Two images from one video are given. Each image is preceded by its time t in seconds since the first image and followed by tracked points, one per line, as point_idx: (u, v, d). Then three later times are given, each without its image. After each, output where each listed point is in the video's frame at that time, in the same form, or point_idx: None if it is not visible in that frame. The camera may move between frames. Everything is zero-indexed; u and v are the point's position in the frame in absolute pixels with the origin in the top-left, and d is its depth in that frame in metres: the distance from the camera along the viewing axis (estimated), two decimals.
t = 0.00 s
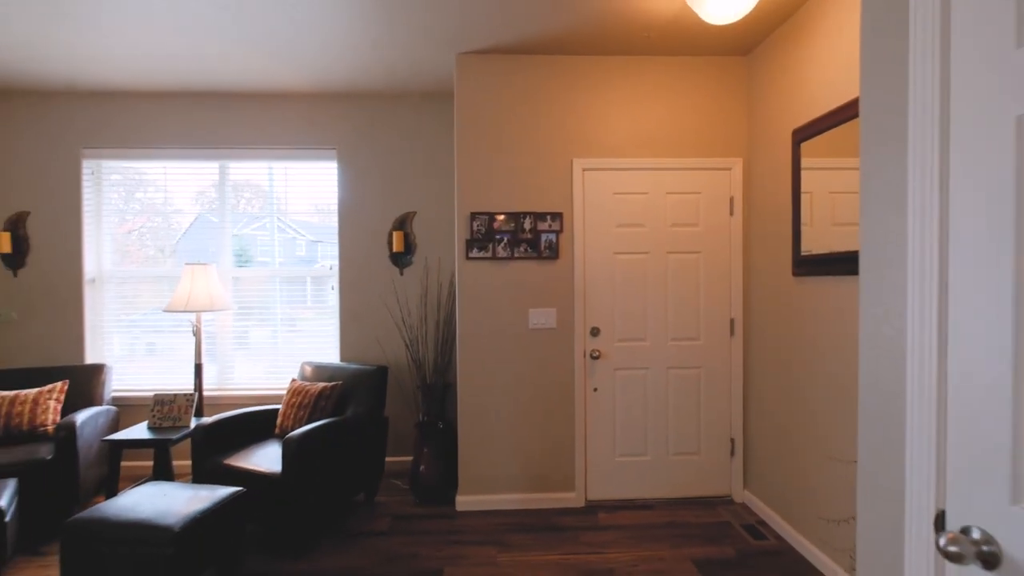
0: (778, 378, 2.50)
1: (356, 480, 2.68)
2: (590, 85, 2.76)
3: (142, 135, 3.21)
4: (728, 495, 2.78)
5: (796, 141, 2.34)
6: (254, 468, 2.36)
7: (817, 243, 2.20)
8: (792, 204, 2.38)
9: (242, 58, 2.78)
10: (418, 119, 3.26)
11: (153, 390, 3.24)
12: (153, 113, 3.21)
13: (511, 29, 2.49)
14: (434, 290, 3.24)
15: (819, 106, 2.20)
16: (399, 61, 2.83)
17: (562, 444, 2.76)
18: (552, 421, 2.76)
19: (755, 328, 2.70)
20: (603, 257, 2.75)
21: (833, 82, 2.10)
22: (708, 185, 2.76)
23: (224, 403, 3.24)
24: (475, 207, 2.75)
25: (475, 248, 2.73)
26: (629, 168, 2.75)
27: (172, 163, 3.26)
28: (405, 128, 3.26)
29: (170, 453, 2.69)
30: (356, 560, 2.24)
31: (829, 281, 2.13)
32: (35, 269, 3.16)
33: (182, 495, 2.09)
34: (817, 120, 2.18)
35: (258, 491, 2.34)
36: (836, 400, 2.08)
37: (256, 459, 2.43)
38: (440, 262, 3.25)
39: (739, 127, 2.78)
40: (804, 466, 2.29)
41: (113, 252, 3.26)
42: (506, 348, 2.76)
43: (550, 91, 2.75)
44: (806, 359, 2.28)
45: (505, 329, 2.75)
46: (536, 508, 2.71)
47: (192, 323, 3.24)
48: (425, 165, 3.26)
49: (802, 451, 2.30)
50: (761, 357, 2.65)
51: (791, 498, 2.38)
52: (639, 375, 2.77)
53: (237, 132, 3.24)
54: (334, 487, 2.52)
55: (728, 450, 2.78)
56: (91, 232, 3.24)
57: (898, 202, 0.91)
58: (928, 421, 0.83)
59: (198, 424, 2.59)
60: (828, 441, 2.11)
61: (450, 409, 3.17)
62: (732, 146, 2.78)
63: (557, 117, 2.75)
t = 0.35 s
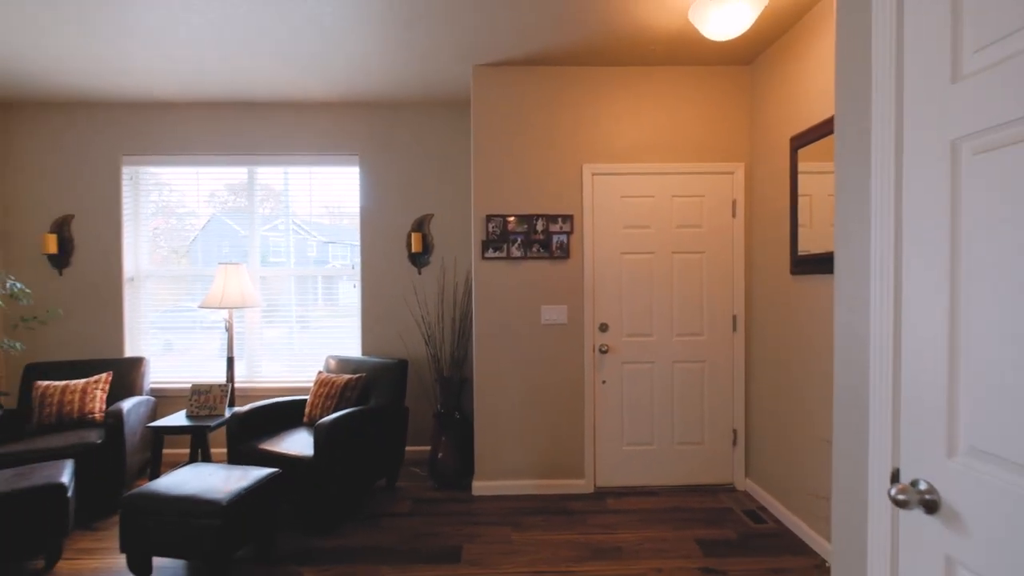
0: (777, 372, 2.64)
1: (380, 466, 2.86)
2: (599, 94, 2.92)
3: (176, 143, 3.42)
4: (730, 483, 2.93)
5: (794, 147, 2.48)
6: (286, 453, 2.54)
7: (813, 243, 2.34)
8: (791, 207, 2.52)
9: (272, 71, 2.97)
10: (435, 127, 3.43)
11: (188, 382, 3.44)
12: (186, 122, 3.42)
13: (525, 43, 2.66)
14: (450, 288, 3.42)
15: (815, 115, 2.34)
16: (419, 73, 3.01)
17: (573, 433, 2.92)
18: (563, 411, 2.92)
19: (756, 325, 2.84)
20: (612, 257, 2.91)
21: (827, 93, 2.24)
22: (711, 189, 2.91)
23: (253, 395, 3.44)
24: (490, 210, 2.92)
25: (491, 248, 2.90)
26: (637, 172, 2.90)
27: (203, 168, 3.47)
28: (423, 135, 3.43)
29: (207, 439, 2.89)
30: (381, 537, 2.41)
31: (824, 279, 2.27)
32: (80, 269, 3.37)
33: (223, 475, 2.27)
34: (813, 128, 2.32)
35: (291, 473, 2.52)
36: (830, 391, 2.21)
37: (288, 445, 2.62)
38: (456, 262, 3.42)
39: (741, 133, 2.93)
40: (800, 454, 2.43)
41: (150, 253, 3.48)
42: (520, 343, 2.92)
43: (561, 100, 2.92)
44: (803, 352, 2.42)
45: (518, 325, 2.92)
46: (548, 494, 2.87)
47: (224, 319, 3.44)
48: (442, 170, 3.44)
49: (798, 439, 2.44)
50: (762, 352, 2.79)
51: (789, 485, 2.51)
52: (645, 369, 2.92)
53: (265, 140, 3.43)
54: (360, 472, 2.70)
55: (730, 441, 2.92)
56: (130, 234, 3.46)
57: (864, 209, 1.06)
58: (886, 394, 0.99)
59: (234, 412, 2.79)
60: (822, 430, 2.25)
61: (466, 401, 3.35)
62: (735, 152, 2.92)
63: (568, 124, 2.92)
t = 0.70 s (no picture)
0: (777, 366, 2.77)
1: (402, 454, 3.05)
2: (608, 103, 3.08)
3: (209, 150, 3.63)
4: (734, 473, 3.07)
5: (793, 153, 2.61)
6: (316, 440, 2.73)
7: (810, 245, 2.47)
8: (790, 210, 2.65)
9: (301, 83, 3.17)
10: (453, 134, 3.62)
11: (221, 375, 3.66)
12: (219, 131, 3.63)
13: (538, 56, 2.82)
14: (467, 287, 3.60)
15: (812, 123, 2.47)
16: (437, 83, 3.19)
17: (583, 424, 3.08)
18: (574, 403, 3.09)
19: (758, 322, 2.98)
20: (620, 258, 3.07)
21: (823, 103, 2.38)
22: (715, 193, 3.05)
23: (282, 387, 3.65)
24: (505, 213, 3.09)
25: (506, 249, 3.07)
26: (643, 177, 3.06)
27: (235, 174, 3.68)
28: (441, 141, 3.62)
29: (242, 428, 3.10)
30: (404, 518, 2.59)
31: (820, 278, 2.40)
32: (121, 269, 3.60)
33: (251, 458, 2.44)
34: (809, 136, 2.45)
35: (321, 458, 2.71)
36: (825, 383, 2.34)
37: (318, 432, 2.81)
38: (473, 262, 3.60)
39: (744, 139, 3.06)
40: (799, 443, 2.56)
41: (185, 254, 3.70)
42: (533, 339, 3.09)
43: (572, 109, 3.08)
44: (801, 347, 2.55)
45: (531, 322, 3.09)
46: (560, 481, 3.04)
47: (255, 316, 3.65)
48: (458, 175, 3.62)
49: (797, 430, 2.58)
50: (764, 347, 2.92)
51: (789, 473, 2.65)
52: (652, 363, 3.07)
53: (292, 147, 3.64)
54: (384, 458, 2.88)
55: (734, 433, 3.06)
56: (166, 237, 3.68)
57: (839, 216, 1.22)
58: (854, 378, 1.14)
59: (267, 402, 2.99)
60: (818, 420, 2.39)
61: (482, 394, 3.53)
62: (737, 157, 3.06)
63: (578, 132, 3.08)
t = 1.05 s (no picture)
0: (780, 361, 2.91)
1: (423, 443, 3.24)
2: (619, 111, 3.23)
3: (241, 157, 3.86)
4: (739, 464, 3.21)
5: (794, 158, 2.74)
6: (345, 428, 2.93)
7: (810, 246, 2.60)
8: (792, 213, 2.78)
9: (328, 95, 3.37)
10: (470, 140, 3.80)
11: (254, 368, 3.89)
12: (250, 139, 3.86)
13: (552, 68, 2.99)
14: (484, 286, 3.78)
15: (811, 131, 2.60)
16: (456, 93, 3.37)
17: (595, 416, 3.24)
18: (586, 396, 3.25)
19: (762, 319, 3.11)
20: (630, 258, 3.22)
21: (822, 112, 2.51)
22: (721, 196, 3.19)
23: (310, 380, 3.86)
24: (520, 216, 3.26)
25: (522, 250, 3.24)
26: (652, 182, 3.21)
27: (265, 180, 3.91)
28: (459, 148, 3.80)
29: (275, 417, 3.31)
30: (427, 502, 2.77)
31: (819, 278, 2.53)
32: (160, 269, 3.84)
33: (284, 444, 2.64)
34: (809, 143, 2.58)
35: (350, 445, 2.91)
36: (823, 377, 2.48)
37: (346, 421, 3.01)
38: (490, 262, 3.78)
39: (749, 145, 3.20)
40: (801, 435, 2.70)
41: (219, 255, 3.94)
42: (546, 335, 3.26)
43: (584, 117, 3.24)
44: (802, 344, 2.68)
45: (545, 319, 3.26)
46: (573, 470, 3.20)
47: (284, 312, 3.87)
48: (476, 180, 3.80)
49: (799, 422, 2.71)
50: (768, 344, 3.05)
51: (791, 463, 2.78)
52: (661, 359, 3.22)
53: (318, 154, 3.85)
54: (407, 447, 3.07)
55: (739, 425, 3.20)
56: (201, 239, 3.92)
57: (823, 223, 1.37)
58: (836, 367, 1.29)
59: (298, 393, 3.20)
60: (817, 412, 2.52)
61: (499, 387, 3.71)
62: (743, 161, 3.20)
63: (590, 139, 3.24)
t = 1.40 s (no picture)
0: (788, 357, 3.03)
1: (446, 433, 3.42)
2: (631, 118, 3.38)
3: (273, 164, 4.09)
4: (748, 457, 3.33)
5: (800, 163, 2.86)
6: (373, 417, 3.12)
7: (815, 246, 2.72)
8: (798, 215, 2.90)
9: (355, 105, 3.58)
10: (488, 146, 3.98)
11: (285, 362, 4.11)
12: (281, 147, 4.08)
13: (568, 78, 3.15)
14: (501, 285, 3.95)
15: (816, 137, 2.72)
16: (477, 102, 3.55)
17: (608, 409, 3.39)
18: (600, 390, 3.40)
19: (771, 317, 3.23)
20: (642, 258, 3.36)
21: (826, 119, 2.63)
22: (730, 198, 3.32)
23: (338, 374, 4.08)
24: (537, 218, 3.42)
25: (539, 251, 3.41)
26: (664, 185, 3.35)
27: (294, 185, 4.13)
28: (478, 153, 3.98)
29: (307, 408, 3.52)
30: (450, 487, 2.95)
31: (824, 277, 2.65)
32: (198, 269, 4.09)
33: (315, 432, 2.83)
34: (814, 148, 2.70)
35: (378, 434, 3.11)
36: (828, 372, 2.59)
37: (374, 411, 3.21)
38: (507, 263, 3.95)
39: (758, 149, 3.32)
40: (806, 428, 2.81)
41: (252, 256, 4.17)
42: (562, 332, 3.42)
43: (598, 124, 3.39)
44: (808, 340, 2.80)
45: (560, 316, 3.41)
46: (587, 461, 3.36)
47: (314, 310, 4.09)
48: (495, 184, 3.97)
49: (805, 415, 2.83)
50: (776, 340, 3.17)
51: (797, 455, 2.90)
52: (672, 355, 3.36)
53: (345, 160, 4.06)
54: (431, 436, 3.25)
55: (748, 419, 3.32)
56: (235, 241, 4.16)
57: (817, 226, 1.51)
58: (827, 355, 1.44)
59: (329, 385, 3.41)
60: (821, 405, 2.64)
61: (516, 382, 3.88)
62: (751, 165, 3.32)
63: (603, 144, 3.39)
